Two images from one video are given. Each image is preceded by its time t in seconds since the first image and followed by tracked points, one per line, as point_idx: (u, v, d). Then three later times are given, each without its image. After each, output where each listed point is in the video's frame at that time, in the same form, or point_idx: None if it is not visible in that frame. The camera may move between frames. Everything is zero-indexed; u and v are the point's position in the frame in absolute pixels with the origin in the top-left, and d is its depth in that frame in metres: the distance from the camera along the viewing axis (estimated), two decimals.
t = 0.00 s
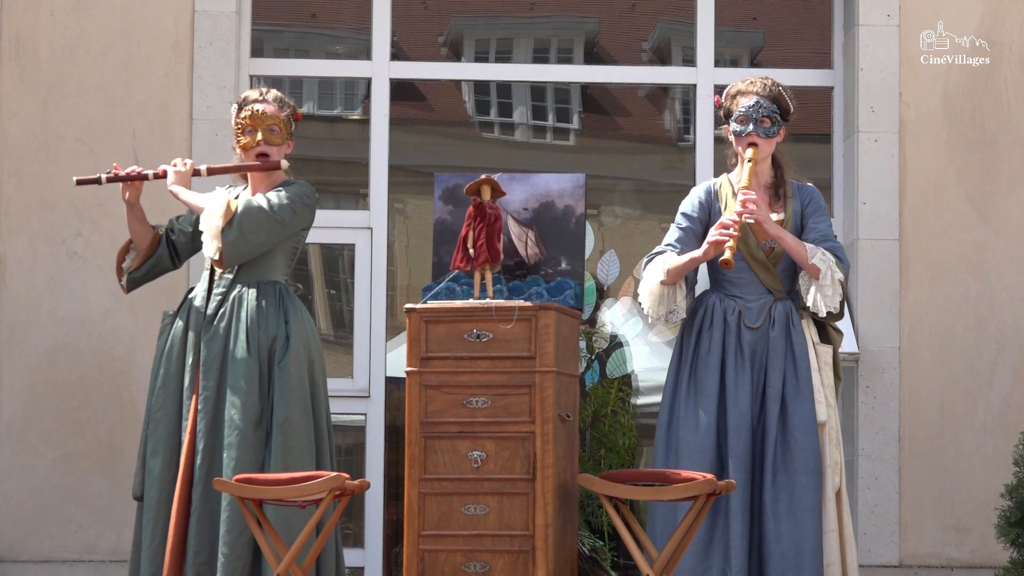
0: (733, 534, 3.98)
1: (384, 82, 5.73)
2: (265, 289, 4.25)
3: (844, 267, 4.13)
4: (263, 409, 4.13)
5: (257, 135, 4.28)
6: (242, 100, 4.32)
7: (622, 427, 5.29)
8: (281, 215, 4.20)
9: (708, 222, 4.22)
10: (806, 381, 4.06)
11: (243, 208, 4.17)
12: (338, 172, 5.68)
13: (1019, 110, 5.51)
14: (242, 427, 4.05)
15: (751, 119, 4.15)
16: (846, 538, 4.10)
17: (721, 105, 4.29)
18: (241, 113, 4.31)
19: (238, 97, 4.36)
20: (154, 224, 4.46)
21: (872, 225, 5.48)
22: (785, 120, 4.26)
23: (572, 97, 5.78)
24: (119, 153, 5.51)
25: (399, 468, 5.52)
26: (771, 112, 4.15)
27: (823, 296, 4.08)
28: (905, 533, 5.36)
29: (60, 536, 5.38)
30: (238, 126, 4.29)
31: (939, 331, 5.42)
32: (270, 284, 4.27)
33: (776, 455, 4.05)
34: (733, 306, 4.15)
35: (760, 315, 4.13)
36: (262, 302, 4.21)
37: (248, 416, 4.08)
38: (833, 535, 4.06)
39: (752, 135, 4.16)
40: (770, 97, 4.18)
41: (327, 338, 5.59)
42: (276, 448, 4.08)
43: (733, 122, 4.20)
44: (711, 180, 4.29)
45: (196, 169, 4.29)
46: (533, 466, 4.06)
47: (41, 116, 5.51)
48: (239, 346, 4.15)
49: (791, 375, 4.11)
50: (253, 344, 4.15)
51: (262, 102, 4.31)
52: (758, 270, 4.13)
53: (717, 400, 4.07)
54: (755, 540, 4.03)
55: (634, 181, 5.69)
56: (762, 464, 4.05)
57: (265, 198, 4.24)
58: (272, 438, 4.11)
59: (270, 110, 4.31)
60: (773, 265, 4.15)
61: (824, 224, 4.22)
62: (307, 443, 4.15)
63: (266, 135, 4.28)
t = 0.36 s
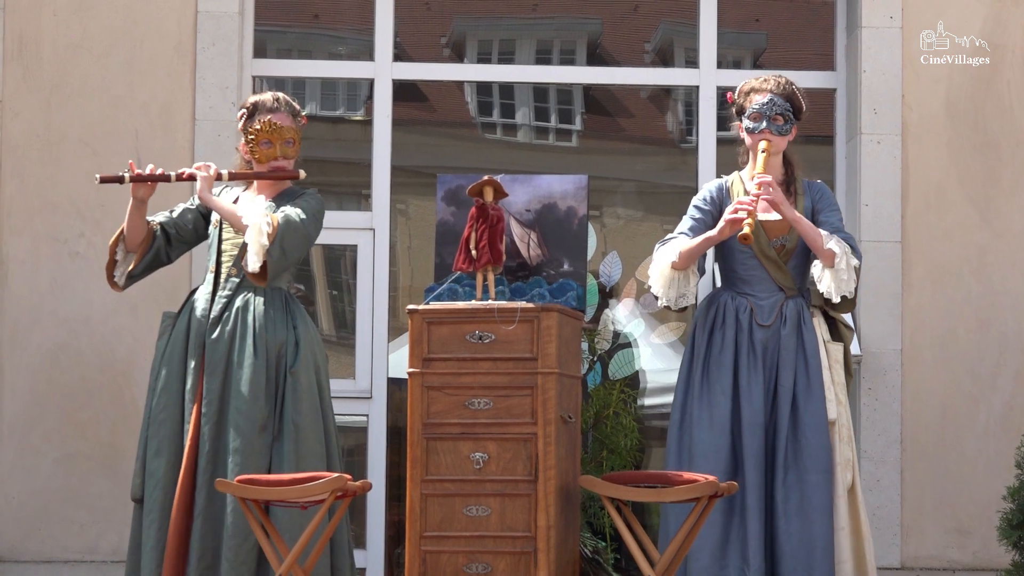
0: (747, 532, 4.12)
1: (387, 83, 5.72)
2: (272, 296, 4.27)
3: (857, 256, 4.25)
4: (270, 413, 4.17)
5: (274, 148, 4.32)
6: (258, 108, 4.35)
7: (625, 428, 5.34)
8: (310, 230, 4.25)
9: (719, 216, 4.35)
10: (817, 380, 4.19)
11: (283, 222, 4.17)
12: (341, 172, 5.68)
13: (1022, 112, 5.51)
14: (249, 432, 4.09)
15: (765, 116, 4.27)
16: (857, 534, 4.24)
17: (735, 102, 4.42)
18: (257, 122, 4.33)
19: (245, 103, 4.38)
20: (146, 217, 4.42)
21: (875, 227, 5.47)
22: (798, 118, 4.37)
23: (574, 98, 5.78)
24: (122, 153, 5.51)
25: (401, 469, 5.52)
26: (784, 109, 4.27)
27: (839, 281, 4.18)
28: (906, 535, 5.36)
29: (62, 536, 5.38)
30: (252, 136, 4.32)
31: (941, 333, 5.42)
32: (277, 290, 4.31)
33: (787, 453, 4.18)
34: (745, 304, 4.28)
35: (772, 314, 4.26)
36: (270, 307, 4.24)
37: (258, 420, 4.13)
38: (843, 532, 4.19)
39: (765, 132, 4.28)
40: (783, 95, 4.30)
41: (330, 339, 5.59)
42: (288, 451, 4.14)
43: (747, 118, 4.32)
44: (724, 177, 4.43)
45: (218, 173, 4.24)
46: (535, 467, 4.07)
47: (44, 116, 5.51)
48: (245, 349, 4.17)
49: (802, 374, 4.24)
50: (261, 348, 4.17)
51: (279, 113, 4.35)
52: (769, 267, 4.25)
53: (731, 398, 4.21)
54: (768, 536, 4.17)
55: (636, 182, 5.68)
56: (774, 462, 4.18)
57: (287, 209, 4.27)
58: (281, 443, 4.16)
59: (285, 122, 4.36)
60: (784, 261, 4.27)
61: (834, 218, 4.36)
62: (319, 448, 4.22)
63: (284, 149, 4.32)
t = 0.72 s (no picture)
0: (753, 535, 4.12)
1: (389, 87, 5.73)
2: (277, 306, 4.29)
3: (867, 266, 4.24)
4: (272, 417, 4.18)
5: (276, 162, 4.33)
6: (260, 119, 4.36)
7: (626, 431, 5.37)
8: (309, 245, 4.27)
9: (728, 222, 4.37)
10: (824, 384, 4.19)
11: (283, 241, 4.18)
12: (343, 176, 5.69)
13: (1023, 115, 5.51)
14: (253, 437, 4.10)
15: (772, 121, 4.28)
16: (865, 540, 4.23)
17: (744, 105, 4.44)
18: (260, 134, 4.34)
19: (247, 113, 4.39)
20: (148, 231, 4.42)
21: (877, 229, 5.47)
22: (807, 122, 4.39)
23: (576, 101, 5.77)
24: (124, 156, 5.52)
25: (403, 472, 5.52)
26: (791, 115, 4.28)
27: (846, 295, 4.20)
28: (908, 538, 5.36)
29: (63, 540, 5.38)
30: (255, 147, 4.33)
31: (942, 336, 5.42)
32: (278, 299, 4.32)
33: (794, 457, 4.19)
34: (753, 308, 4.30)
35: (779, 318, 4.27)
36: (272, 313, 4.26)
37: (259, 427, 4.13)
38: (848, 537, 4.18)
39: (771, 137, 4.30)
40: (791, 100, 4.32)
41: (332, 342, 5.59)
42: (290, 457, 4.15)
43: (755, 123, 4.34)
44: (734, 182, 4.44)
45: (220, 189, 4.24)
46: (537, 470, 4.07)
47: (46, 120, 5.52)
48: (248, 354, 4.18)
49: (810, 378, 4.24)
50: (264, 353, 4.18)
51: (282, 126, 4.35)
52: (777, 271, 4.27)
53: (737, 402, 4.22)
54: (774, 540, 4.18)
55: (638, 185, 5.68)
56: (781, 467, 4.19)
57: (284, 225, 4.28)
58: (283, 449, 4.17)
59: (287, 135, 4.36)
60: (792, 266, 4.28)
61: (845, 225, 4.38)
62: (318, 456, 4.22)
63: (287, 163, 4.34)
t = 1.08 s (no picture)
0: (747, 534, 4.13)
1: (389, 88, 5.73)
2: (271, 302, 4.27)
3: (861, 264, 4.23)
4: (268, 416, 4.18)
5: (272, 160, 4.34)
6: (256, 118, 4.36)
7: (626, 432, 5.37)
8: (307, 237, 4.25)
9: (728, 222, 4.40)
10: (820, 384, 4.19)
11: (278, 234, 4.16)
12: (343, 177, 5.68)
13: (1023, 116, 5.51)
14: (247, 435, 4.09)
15: (771, 123, 4.29)
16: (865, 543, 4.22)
17: (744, 107, 4.45)
18: (255, 132, 4.34)
19: (243, 111, 4.39)
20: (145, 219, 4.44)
21: (877, 230, 5.46)
22: (806, 123, 4.39)
23: (576, 102, 5.77)
24: (124, 157, 5.52)
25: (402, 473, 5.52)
26: (790, 116, 4.29)
27: (843, 288, 4.16)
28: (908, 539, 5.36)
29: (63, 541, 5.38)
30: (250, 146, 4.33)
31: (942, 337, 5.42)
32: (274, 296, 4.29)
33: (789, 457, 4.19)
34: (751, 309, 4.31)
35: (776, 317, 4.27)
36: (268, 312, 4.24)
37: (251, 424, 4.12)
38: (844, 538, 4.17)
39: (770, 139, 4.31)
40: (790, 101, 4.33)
41: (331, 343, 5.59)
42: (284, 455, 4.14)
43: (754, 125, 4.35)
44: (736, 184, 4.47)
45: (214, 189, 4.25)
46: (536, 471, 4.08)
47: (45, 121, 5.52)
48: (243, 353, 4.18)
49: (806, 378, 4.24)
50: (259, 352, 4.18)
51: (278, 124, 4.35)
52: (774, 271, 4.28)
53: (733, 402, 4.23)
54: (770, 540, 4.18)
55: (637, 186, 5.68)
56: (776, 467, 4.19)
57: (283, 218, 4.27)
58: (277, 447, 4.16)
59: (283, 133, 4.37)
60: (790, 266, 4.29)
61: (844, 223, 4.37)
62: (312, 454, 4.21)
63: (283, 161, 4.35)
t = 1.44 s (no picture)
0: (742, 534, 4.14)
1: (389, 90, 5.73)
2: (269, 300, 4.28)
3: (861, 259, 4.25)
4: (269, 417, 4.19)
5: (267, 152, 4.34)
6: (253, 110, 4.36)
7: (625, 434, 5.35)
8: (297, 228, 4.24)
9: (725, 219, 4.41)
10: (815, 383, 4.20)
11: (259, 221, 4.20)
12: (342, 179, 5.68)
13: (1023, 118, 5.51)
14: (250, 438, 4.10)
15: (770, 120, 4.30)
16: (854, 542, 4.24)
17: (741, 106, 4.46)
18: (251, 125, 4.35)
19: (243, 104, 4.40)
20: (148, 211, 4.46)
21: (877, 232, 5.47)
22: (803, 121, 4.40)
23: (576, 104, 5.77)
24: (123, 159, 5.52)
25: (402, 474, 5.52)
26: (789, 114, 4.30)
27: (842, 283, 4.18)
28: (907, 541, 5.36)
29: (63, 543, 5.38)
30: (246, 138, 4.33)
31: (941, 338, 5.42)
32: (274, 293, 4.32)
33: (783, 456, 4.20)
34: (747, 308, 4.31)
35: (773, 317, 4.28)
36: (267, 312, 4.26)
37: (254, 426, 4.13)
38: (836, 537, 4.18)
39: (769, 136, 4.31)
40: (788, 99, 4.33)
41: (331, 345, 5.59)
42: (286, 456, 4.15)
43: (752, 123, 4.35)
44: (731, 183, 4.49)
45: (205, 176, 4.29)
46: (536, 473, 4.08)
47: (45, 123, 5.52)
48: (244, 355, 4.19)
49: (801, 377, 4.24)
50: (259, 351, 4.19)
51: (275, 117, 4.35)
52: (771, 270, 4.28)
53: (730, 403, 4.23)
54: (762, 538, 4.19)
55: (637, 189, 5.68)
56: (770, 467, 4.19)
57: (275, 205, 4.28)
58: (279, 448, 4.18)
59: (280, 126, 4.36)
60: (787, 265, 4.30)
61: (840, 221, 4.39)
62: (316, 452, 4.22)
63: (277, 153, 4.34)
